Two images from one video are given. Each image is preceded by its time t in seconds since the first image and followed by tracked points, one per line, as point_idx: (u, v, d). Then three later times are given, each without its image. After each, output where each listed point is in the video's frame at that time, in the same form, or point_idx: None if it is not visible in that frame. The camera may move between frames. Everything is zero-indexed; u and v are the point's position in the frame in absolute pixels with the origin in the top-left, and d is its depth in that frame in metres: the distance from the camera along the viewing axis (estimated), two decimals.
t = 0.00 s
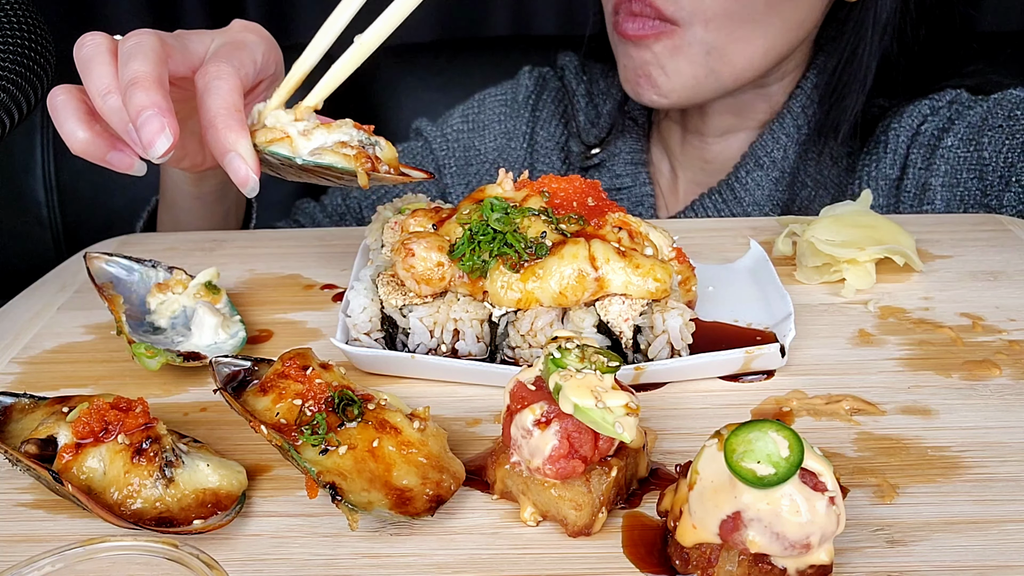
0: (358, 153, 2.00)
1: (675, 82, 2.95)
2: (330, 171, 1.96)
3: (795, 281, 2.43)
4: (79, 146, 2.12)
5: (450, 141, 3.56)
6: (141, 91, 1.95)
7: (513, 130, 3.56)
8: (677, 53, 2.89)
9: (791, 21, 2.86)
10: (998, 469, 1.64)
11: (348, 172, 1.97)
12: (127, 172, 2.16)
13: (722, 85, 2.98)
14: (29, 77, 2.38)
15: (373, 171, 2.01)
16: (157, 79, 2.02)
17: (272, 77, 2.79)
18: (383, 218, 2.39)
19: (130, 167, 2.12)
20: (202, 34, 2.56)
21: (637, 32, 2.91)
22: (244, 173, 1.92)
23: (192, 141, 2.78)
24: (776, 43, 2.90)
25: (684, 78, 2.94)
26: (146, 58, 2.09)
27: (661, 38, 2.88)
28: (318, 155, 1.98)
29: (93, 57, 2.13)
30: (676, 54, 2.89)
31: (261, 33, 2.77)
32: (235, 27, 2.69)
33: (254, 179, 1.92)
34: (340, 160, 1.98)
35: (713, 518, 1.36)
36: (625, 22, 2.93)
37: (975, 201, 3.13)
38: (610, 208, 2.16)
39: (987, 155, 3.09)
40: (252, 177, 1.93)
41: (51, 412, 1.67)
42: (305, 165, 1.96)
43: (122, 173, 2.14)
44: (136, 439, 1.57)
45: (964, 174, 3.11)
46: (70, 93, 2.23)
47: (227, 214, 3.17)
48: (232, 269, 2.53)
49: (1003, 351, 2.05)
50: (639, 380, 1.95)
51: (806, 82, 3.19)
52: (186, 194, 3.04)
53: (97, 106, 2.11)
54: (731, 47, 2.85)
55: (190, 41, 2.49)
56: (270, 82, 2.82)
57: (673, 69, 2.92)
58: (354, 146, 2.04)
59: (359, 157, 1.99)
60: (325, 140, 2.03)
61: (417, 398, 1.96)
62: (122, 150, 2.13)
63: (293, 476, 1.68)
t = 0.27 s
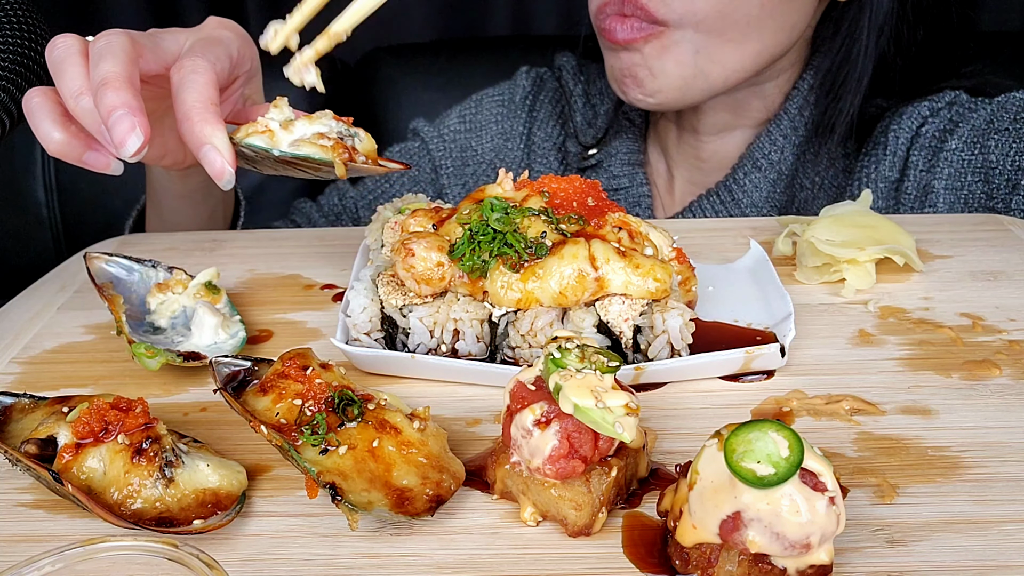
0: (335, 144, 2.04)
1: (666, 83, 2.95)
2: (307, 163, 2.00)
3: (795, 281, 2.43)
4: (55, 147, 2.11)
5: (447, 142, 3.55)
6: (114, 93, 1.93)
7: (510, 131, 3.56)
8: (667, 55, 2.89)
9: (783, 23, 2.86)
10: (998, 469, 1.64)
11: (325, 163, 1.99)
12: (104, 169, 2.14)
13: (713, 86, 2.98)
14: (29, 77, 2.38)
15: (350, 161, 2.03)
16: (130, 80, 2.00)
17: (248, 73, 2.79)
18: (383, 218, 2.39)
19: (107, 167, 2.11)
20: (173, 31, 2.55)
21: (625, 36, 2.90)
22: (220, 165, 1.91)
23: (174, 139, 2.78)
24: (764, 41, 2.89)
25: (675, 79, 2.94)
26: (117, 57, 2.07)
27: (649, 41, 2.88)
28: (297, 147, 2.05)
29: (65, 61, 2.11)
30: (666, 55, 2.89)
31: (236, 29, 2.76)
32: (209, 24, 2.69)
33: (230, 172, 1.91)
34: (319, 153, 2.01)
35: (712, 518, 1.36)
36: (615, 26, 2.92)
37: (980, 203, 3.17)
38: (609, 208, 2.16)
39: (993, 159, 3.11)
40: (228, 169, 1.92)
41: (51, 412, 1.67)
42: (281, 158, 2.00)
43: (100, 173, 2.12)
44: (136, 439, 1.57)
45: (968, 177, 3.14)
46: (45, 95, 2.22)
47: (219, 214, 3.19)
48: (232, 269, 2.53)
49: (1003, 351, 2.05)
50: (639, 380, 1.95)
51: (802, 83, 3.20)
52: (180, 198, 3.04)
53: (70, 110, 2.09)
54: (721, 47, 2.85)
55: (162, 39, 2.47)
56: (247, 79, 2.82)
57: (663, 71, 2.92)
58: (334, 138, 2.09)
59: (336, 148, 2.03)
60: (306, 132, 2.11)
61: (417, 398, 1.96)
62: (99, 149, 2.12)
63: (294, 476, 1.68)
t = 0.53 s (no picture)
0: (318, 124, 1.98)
1: (690, 83, 2.94)
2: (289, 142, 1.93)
3: (795, 281, 2.43)
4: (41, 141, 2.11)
5: (445, 146, 3.56)
6: (97, 89, 1.92)
7: (508, 135, 3.56)
8: (695, 51, 2.88)
9: (803, 22, 2.88)
10: (997, 469, 1.64)
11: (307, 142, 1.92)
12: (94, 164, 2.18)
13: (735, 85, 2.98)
14: (28, 77, 2.38)
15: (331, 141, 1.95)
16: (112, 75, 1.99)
17: (234, 67, 2.78)
18: (383, 219, 2.39)
19: (93, 162, 2.15)
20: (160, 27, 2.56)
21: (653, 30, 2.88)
22: (203, 149, 1.88)
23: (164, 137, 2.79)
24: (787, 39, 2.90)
25: (701, 78, 2.93)
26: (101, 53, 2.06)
27: (678, 35, 2.87)
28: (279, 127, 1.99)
29: (47, 59, 2.09)
30: (694, 51, 2.88)
31: (220, 23, 2.77)
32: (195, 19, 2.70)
33: (213, 156, 1.88)
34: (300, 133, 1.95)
35: (712, 519, 1.36)
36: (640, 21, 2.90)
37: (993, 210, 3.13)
38: (610, 208, 2.16)
39: (1011, 167, 3.09)
40: (212, 153, 1.89)
41: (51, 412, 1.67)
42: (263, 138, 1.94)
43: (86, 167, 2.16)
44: (136, 439, 1.57)
45: (982, 184, 3.11)
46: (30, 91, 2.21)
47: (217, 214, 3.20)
48: (232, 270, 2.53)
49: (1003, 351, 2.05)
50: (639, 381, 1.95)
51: (805, 85, 3.22)
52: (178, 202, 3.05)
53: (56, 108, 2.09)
54: (746, 46, 2.86)
55: (147, 34, 2.48)
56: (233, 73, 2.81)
57: (688, 69, 2.91)
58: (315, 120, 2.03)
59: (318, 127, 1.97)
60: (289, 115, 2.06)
61: (417, 398, 1.96)
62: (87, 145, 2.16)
63: (293, 476, 1.68)
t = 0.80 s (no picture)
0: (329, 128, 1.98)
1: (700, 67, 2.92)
2: (300, 148, 1.95)
3: (795, 281, 2.43)
4: (66, 156, 2.21)
5: (438, 154, 3.59)
6: (117, 104, 1.95)
7: (502, 141, 3.55)
8: (708, 36, 2.86)
9: (811, 16, 2.89)
10: (997, 469, 1.64)
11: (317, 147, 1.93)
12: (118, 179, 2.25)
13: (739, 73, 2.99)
14: (29, 77, 2.38)
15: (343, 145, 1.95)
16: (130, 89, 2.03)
17: (245, 78, 2.76)
18: (383, 219, 2.40)
19: (116, 177, 2.24)
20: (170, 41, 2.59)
21: (667, 11, 2.85)
22: (218, 157, 1.92)
23: (176, 147, 2.81)
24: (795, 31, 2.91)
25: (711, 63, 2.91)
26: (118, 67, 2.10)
27: (693, 19, 2.84)
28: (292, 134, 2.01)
29: (66, 79, 2.15)
30: (705, 35, 2.86)
31: (231, 34, 2.79)
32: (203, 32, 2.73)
33: (227, 163, 1.92)
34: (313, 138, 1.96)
35: (712, 518, 1.36)
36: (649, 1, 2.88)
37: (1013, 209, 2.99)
38: (610, 208, 2.16)
39: None
40: (226, 161, 1.93)
41: (51, 412, 1.67)
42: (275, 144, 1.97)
43: (109, 182, 2.25)
44: (136, 439, 1.57)
45: (1000, 188, 2.98)
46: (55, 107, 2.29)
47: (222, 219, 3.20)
48: (232, 269, 2.53)
49: (1003, 351, 2.05)
50: (639, 381, 1.96)
51: (801, 80, 3.22)
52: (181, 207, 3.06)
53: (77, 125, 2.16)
54: (757, 36, 2.86)
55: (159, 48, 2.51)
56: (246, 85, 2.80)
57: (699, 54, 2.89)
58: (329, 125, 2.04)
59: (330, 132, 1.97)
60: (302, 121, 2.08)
61: (417, 398, 1.95)
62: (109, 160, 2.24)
63: (293, 476, 1.68)
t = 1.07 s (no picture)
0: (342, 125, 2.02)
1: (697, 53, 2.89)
2: (317, 145, 1.96)
3: (795, 281, 2.43)
4: (85, 160, 2.20)
5: (429, 164, 3.55)
6: (140, 105, 1.96)
7: (493, 151, 3.56)
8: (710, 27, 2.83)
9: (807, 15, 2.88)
10: (997, 469, 1.64)
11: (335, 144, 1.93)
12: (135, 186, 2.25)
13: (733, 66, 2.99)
14: (29, 77, 2.37)
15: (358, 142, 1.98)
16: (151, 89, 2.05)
17: (256, 81, 2.76)
18: (383, 218, 2.40)
19: (135, 180, 2.20)
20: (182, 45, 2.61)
21: None
22: (234, 154, 1.93)
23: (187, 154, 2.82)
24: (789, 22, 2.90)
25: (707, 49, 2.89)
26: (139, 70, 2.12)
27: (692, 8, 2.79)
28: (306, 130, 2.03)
29: (86, 86, 2.15)
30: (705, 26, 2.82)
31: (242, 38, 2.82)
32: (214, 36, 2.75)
33: (243, 160, 1.93)
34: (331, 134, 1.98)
35: (712, 518, 1.36)
36: None
37: None
38: (610, 208, 2.16)
39: None
40: (242, 158, 1.94)
41: (51, 412, 1.67)
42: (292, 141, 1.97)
43: (128, 186, 2.21)
44: (136, 439, 1.57)
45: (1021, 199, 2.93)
46: (74, 112, 2.29)
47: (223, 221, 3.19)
48: (232, 269, 2.53)
49: (1003, 351, 2.05)
50: (639, 381, 1.95)
51: (796, 83, 3.19)
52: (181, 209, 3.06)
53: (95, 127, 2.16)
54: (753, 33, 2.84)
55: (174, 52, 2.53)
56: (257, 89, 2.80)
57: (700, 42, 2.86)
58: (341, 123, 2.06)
59: (344, 128, 2.01)
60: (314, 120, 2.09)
61: (417, 398, 1.95)
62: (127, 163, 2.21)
63: (294, 476, 1.68)
